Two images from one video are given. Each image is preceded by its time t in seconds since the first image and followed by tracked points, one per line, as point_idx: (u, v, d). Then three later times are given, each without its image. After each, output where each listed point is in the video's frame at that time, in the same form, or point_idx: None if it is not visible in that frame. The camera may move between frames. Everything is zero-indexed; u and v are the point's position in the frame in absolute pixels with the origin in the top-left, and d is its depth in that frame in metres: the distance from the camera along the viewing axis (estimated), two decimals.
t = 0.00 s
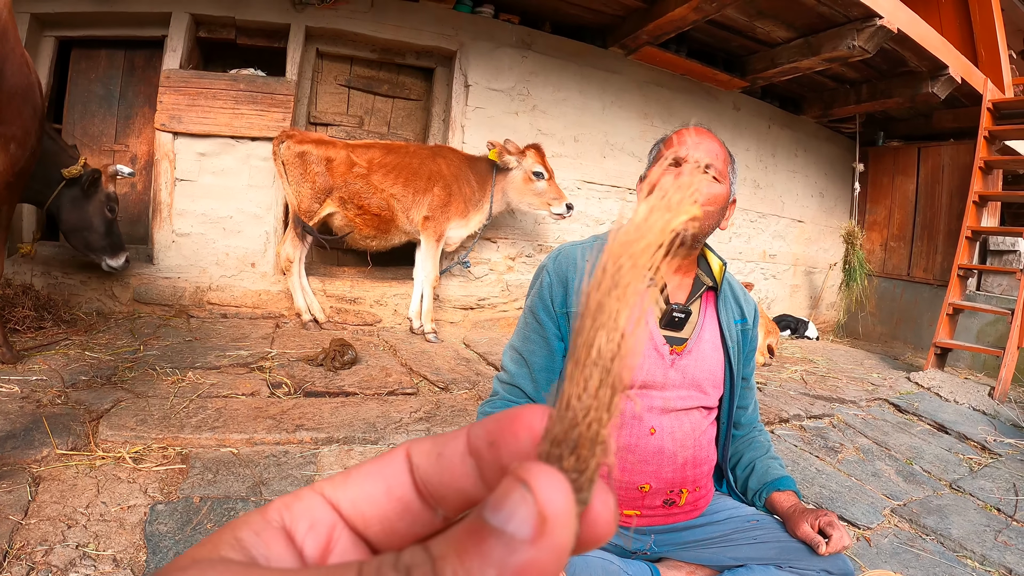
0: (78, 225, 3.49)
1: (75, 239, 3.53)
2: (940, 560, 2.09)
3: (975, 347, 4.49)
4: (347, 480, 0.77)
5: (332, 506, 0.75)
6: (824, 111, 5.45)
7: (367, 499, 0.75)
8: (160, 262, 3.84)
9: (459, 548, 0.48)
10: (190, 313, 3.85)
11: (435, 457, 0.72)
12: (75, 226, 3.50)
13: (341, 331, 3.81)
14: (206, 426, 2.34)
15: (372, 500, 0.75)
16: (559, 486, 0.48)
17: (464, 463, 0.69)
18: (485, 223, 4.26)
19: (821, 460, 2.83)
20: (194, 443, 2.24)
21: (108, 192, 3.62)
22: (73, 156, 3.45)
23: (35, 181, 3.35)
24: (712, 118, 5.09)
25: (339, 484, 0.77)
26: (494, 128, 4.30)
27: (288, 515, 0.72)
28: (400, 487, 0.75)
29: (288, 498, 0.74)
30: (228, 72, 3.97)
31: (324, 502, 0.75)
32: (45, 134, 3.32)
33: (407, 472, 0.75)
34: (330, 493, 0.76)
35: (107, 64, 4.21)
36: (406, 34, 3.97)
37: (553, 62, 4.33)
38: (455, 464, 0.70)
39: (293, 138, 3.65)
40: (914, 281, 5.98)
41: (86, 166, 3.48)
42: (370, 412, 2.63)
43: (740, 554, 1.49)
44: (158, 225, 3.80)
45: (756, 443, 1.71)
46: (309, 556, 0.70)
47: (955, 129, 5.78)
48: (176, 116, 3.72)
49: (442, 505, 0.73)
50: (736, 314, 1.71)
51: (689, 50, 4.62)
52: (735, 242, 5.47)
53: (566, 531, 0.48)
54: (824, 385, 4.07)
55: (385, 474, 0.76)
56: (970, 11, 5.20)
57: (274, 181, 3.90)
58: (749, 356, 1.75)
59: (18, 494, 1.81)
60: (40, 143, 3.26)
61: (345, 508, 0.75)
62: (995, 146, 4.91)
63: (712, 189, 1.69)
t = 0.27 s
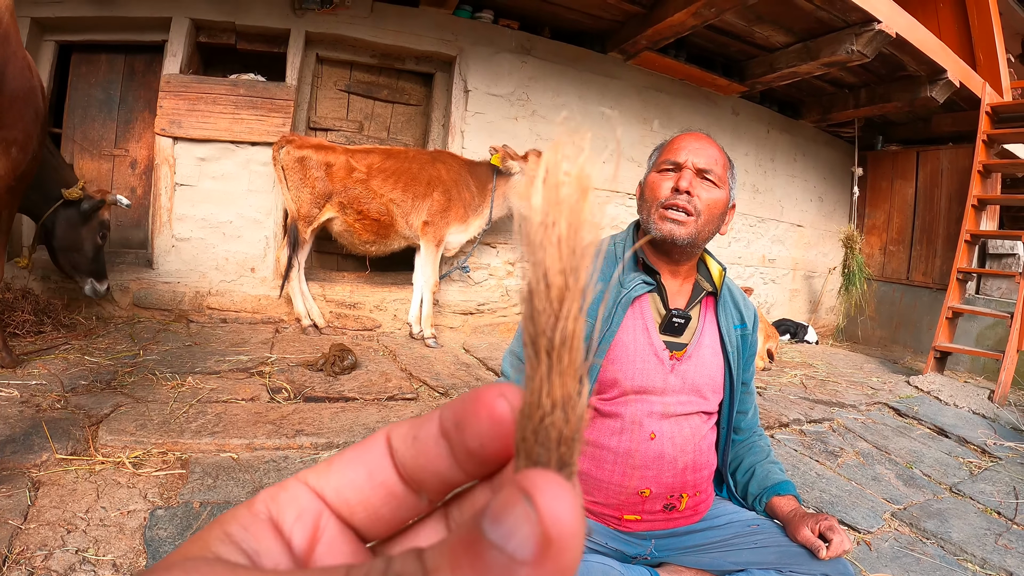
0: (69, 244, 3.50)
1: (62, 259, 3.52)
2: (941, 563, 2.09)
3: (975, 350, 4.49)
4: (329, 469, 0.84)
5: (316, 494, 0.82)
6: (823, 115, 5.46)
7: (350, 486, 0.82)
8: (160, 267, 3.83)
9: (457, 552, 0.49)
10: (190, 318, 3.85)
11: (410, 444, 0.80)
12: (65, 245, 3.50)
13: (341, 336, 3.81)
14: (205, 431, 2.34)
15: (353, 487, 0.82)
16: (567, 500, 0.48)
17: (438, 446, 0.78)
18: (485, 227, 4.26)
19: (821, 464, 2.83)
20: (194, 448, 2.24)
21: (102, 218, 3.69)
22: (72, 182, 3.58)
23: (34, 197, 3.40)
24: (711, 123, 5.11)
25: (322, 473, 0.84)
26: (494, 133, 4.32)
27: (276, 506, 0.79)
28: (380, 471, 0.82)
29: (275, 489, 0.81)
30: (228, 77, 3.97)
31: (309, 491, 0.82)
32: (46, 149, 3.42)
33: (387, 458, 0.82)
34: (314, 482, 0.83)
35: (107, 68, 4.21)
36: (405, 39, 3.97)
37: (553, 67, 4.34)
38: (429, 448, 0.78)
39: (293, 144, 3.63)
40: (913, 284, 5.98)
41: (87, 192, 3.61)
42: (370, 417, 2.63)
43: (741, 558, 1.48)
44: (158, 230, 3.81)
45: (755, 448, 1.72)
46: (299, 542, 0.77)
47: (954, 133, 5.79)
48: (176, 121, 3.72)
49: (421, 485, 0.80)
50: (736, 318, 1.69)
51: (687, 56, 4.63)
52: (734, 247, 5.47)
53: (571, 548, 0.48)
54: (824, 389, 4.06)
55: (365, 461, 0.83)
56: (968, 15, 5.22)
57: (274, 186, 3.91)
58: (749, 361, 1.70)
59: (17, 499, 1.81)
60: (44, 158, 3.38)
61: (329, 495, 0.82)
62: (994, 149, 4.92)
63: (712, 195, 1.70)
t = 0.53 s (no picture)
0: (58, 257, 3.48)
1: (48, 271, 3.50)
2: (941, 566, 2.09)
3: (975, 353, 4.49)
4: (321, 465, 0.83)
5: (309, 492, 0.81)
6: (823, 118, 5.46)
7: (342, 483, 0.82)
8: (161, 269, 3.84)
9: (463, 560, 0.50)
10: (190, 320, 3.85)
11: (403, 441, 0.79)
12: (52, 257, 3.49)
13: (341, 338, 3.82)
14: (206, 433, 2.34)
15: (345, 483, 0.82)
16: (578, 513, 0.47)
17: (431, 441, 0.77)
18: (485, 230, 4.27)
19: (821, 467, 2.84)
20: (194, 451, 2.24)
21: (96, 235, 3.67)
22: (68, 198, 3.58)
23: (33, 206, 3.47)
24: (711, 126, 5.11)
25: (314, 470, 0.83)
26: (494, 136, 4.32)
27: (270, 506, 0.79)
28: (373, 467, 0.82)
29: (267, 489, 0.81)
30: (229, 79, 3.98)
31: (301, 489, 0.82)
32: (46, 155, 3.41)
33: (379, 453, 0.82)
34: (306, 479, 0.82)
35: (108, 70, 4.22)
36: (405, 42, 3.98)
37: (553, 70, 4.35)
38: (422, 441, 0.78)
39: (294, 146, 3.69)
40: (913, 287, 5.99)
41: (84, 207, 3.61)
42: (370, 420, 2.63)
43: (741, 561, 1.46)
44: (159, 232, 3.81)
45: (756, 450, 1.72)
46: (293, 544, 0.77)
47: (954, 136, 5.80)
48: (176, 123, 3.73)
49: (415, 479, 0.80)
50: (735, 322, 1.70)
51: (687, 58, 4.64)
52: (734, 249, 5.48)
53: (584, 561, 0.47)
54: (824, 392, 4.07)
55: (358, 456, 0.82)
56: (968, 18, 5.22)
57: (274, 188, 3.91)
58: (749, 364, 1.73)
59: (18, 500, 1.81)
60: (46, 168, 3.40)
61: (321, 492, 0.82)
62: (994, 152, 4.93)
63: (712, 199, 1.70)
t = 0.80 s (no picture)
0: (49, 261, 3.52)
1: (35, 273, 3.54)
2: (940, 568, 2.09)
3: (975, 355, 4.50)
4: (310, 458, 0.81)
5: (299, 486, 0.81)
6: (824, 120, 5.46)
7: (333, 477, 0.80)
8: (162, 270, 3.85)
9: (478, 561, 0.50)
10: (191, 322, 3.85)
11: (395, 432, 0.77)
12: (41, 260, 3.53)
13: (341, 340, 3.82)
14: (206, 435, 2.34)
15: (337, 474, 0.80)
16: (598, 522, 0.47)
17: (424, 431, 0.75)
18: (486, 232, 4.28)
19: (821, 469, 2.84)
20: (195, 452, 2.24)
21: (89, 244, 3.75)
22: (65, 207, 3.71)
23: (33, 212, 3.60)
24: (712, 128, 5.11)
25: (302, 463, 0.82)
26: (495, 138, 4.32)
27: (260, 503, 0.80)
28: (364, 459, 0.80)
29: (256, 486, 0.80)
30: (230, 81, 3.98)
31: (292, 483, 0.81)
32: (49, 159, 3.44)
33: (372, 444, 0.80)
34: (294, 473, 0.81)
35: (109, 72, 4.22)
36: (406, 44, 3.99)
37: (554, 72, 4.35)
38: (418, 432, 0.75)
39: (295, 147, 3.68)
40: (913, 289, 5.99)
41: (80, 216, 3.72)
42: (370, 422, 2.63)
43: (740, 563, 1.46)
44: (160, 233, 3.82)
45: (755, 453, 1.72)
46: (286, 543, 0.78)
47: (954, 138, 5.80)
48: (177, 124, 3.74)
49: (412, 469, 0.79)
50: (735, 325, 1.70)
51: (688, 61, 4.64)
52: (735, 251, 5.48)
53: (602, 567, 0.47)
54: (824, 394, 4.07)
55: (347, 448, 0.80)
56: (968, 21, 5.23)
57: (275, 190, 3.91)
58: (749, 367, 1.73)
59: (19, 502, 1.81)
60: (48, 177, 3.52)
61: (312, 485, 0.81)
62: (994, 154, 4.93)
63: (712, 204, 1.71)
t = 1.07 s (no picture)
0: (44, 263, 3.56)
1: (26, 271, 3.58)
2: (939, 571, 2.10)
3: (974, 357, 4.50)
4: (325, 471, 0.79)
5: (311, 499, 0.78)
6: (824, 122, 5.47)
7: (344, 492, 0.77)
8: (162, 272, 3.85)
9: (452, 542, 0.51)
10: (191, 323, 3.85)
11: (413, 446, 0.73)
12: (35, 260, 3.55)
13: (341, 342, 3.82)
14: (206, 437, 2.34)
15: (352, 487, 0.77)
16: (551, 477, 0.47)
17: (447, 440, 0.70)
18: (486, 234, 4.28)
19: (820, 471, 2.84)
20: (194, 454, 2.24)
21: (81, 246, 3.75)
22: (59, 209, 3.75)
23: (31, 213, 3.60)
24: (711, 130, 5.12)
25: (317, 477, 0.79)
26: (495, 140, 4.32)
27: (270, 514, 0.78)
28: (380, 472, 0.76)
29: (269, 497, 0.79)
30: (230, 83, 3.99)
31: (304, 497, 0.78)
32: (50, 162, 3.45)
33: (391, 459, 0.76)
34: (307, 486, 0.79)
35: (110, 73, 4.23)
36: (406, 46, 3.99)
37: (554, 74, 4.36)
38: (442, 445, 0.70)
39: (296, 150, 3.65)
40: (912, 291, 6.00)
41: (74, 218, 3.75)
42: (370, 423, 2.63)
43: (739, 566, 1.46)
44: (160, 234, 3.82)
45: (754, 456, 1.72)
46: (293, 556, 0.76)
47: (954, 140, 5.80)
48: (178, 126, 3.74)
49: (430, 483, 0.74)
50: (733, 328, 1.71)
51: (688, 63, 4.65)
52: (735, 253, 5.49)
53: (563, 521, 0.47)
54: (823, 396, 4.07)
55: (363, 462, 0.77)
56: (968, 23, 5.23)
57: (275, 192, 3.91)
58: (747, 370, 1.74)
59: (19, 503, 1.81)
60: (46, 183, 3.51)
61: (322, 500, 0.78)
62: (994, 156, 4.93)
63: (710, 208, 1.71)
